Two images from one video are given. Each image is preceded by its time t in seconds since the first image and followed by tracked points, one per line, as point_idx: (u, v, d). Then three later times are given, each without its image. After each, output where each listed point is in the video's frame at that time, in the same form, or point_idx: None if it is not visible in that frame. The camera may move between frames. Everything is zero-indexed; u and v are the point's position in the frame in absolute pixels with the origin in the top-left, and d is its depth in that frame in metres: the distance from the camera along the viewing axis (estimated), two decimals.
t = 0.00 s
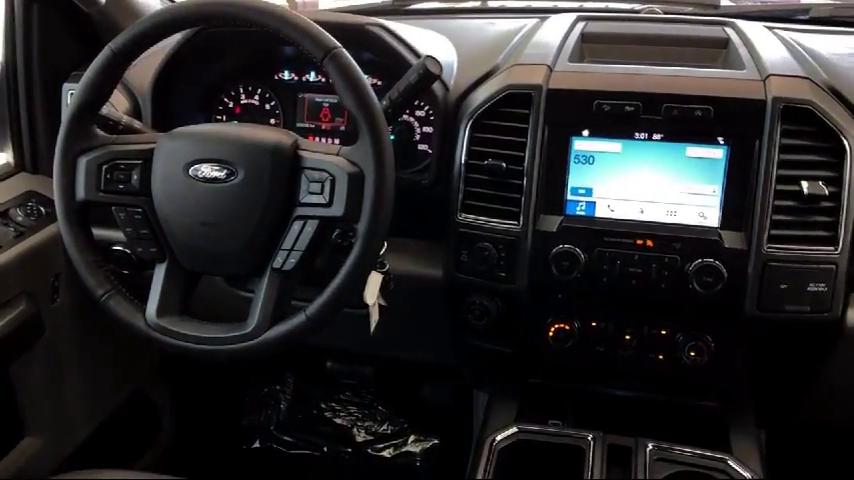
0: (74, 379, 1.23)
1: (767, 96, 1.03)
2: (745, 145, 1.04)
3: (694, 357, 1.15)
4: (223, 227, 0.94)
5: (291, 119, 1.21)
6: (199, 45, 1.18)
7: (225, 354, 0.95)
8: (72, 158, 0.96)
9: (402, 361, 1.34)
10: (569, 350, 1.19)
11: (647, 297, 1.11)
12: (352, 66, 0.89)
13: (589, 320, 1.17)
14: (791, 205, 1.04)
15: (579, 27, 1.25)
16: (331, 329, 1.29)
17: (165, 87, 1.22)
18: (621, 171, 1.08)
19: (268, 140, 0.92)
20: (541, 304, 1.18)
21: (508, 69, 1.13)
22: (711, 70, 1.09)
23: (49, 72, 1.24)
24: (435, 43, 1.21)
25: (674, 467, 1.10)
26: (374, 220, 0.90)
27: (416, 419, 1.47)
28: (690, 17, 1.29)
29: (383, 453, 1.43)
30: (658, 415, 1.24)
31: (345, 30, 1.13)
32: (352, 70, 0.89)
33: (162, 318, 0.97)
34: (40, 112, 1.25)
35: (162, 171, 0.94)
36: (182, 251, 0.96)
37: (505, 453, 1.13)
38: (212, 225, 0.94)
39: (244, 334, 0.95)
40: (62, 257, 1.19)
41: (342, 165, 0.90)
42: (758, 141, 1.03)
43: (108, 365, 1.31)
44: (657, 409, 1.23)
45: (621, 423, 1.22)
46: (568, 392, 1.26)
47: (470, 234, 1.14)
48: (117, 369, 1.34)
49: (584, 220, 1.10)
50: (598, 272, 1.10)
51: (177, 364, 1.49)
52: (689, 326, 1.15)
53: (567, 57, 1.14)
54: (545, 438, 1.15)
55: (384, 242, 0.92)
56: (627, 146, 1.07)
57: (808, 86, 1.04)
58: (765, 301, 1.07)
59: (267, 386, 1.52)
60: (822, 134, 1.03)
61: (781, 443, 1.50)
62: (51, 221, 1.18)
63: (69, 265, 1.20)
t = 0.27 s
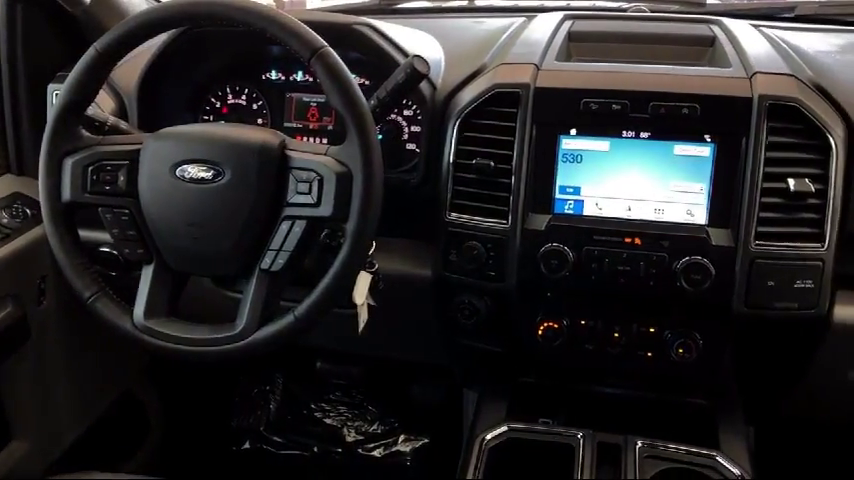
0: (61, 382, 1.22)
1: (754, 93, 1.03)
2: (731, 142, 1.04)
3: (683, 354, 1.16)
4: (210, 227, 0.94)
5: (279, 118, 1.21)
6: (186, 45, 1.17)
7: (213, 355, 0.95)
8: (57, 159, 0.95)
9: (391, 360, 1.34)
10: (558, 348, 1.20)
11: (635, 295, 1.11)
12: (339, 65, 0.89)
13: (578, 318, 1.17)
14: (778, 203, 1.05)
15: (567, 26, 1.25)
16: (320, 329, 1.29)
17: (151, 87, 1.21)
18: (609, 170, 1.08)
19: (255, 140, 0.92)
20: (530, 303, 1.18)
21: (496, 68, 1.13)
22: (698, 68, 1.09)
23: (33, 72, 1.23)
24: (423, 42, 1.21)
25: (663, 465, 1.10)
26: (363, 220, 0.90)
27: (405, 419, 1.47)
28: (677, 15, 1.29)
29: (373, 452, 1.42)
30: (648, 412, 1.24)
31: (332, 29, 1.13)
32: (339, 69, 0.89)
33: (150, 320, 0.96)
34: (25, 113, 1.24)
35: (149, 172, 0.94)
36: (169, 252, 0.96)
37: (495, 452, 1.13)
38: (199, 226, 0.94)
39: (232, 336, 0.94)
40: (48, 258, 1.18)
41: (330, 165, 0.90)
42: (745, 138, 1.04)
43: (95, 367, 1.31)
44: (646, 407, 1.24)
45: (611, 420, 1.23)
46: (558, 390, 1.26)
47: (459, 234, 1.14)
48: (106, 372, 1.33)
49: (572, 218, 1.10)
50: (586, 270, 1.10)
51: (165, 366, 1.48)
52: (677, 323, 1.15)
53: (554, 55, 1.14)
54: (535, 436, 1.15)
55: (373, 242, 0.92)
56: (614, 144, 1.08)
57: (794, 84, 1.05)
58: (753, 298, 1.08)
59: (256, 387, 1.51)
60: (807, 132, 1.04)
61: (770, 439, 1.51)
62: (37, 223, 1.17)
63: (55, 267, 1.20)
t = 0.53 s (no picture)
0: (46, 385, 1.21)
1: (739, 91, 1.03)
2: (717, 140, 1.05)
3: (670, 352, 1.16)
4: (196, 229, 0.93)
5: (264, 117, 1.20)
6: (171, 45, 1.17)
7: (200, 357, 0.94)
8: (41, 161, 0.95)
9: (379, 360, 1.33)
10: (547, 347, 1.20)
11: (623, 293, 1.11)
12: (325, 65, 0.88)
13: (566, 316, 1.17)
14: (765, 200, 1.05)
15: (553, 24, 1.25)
16: (308, 329, 1.28)
17: (136, 87, 1.20)
18: (596, 168, 1.09)
19: (241, 140, 0.91)
20: (518, 301, 1.18)
21: (482, 67, 1.13)
22: (684, 66, 1.09)
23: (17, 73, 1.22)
24: (410, 40, 1.20)
25: (651, 463, 1.11)
26: (349, 220, 0.90)
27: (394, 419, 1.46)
28: (663, 13, 1.29)
29: (362, 453, 1.42)
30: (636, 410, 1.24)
31: (318, 29, 1.13)
32: (325, 69, 0.89)
33: (135, 322, 0.95)
34: (8, 114, 1.23)
35: (133, 173, 0.93)
36: (155, 254, 0.95)
37: (484, 451, 1.14)
38: (185, 227, 0.93)
39: (220, 338, 0.94)
40: (32, 261, 1.17)
41: (316, 165, 0.90)
42: (731, 136, 1.04)
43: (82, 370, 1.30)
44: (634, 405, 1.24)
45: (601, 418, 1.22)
46: (546, 388, 1.26)
47: (446, 233, 1.13)
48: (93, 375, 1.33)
49: (560, 216, 1.10)
50: (574, 268, 1.10)
51: (153, 368, 1.47)
52: (665, 321, 1.15)
53: (541, 54, 1.14)
54: (524, 435, 1.15)
55: (360, 242, 0.92)
56: (601, 143, 1.08)
57: (780, 81, 1.05)
58: (740, 295, 1.08)
59: (245, 388, 1.52)
60: (793, 129, 1.04)
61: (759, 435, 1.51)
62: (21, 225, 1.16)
63: (40, 269, 1.19)
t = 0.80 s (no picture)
0: (33, 388, 1.21)
1: (724, 90, 1.04)
2: (703, 138, 1.05)
3: (658, 349, 1.16)
4: (181, 230, 0.93)
5: (251, 119, 1.20)
6: (155, 46, 1.16)
7: (186, 360, 0.94)
8: (24, 163, 0.94)
9: (368, 360, 1.33)
10: (535, 345, 1.20)
11: (611, 292, 1.12)
12: (310, 65, 0.88)
13: (554, 314, 1.18)
14: (750, 198, 1.05)
15: (539, 24, 1.25)
16: (296, 330, 1.28)
17: (120, 88, 1.20)
18: (582, 167, 1.09)
19: (226, 142, 0.91)
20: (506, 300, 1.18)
21: (468, 66, 1.13)
22: (669, 64, 1.10)
23: None
24: (395, 39, 1.20)
25: (639, 460, 1.11)
26: (336, 220, 0.90)
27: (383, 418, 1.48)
28: (648, 12, 1.30)
29: (352, 453, 1.43)
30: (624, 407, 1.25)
31: (302, 29, 1.12)
32: (310, 69, 0.89)
33: (122, 325, 0.95)
34: None
35: (118, 175, 0.93)
36: (141, 256, 0.95)
37: (473, 451, 1.14)
38: (171, 229, 0.93)
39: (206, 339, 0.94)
40: (17, 263, 1.16)
41: (302, 166, 0.90)
42: (716, 135, 1.04)
43: (69, 373, 1.29)
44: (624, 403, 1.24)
45: (590, 416, 1.22)
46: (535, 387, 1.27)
47: (434, 233, 1.13)
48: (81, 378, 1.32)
49: (546, 215, 1.10)
50: (561, 267, 1.11)
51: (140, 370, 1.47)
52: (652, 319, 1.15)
53: (527, 53, 1.14)
54: (513, 434, 1.15)
55: (347, 242, 0.92)
56: (587, 142, 1.08)
57: (764, 79, 1.05)
58: (726, 292, 1.08)
59: (235, 390, 1.51)
60: (777, 127, 1.04)
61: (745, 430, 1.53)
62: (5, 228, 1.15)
63: (25, 272, 1.18)
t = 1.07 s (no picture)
0: (17, 393, 1.19)
1: (707, 88, 1.04)
2: (686, 136, 1.05)
3: (643, 346, 1.17)
4: (164, 233, 0.93)
5: (234, 119, 1.19)
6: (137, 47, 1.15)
7: (170, 363, 0.93)
8: (4, 166, 0.93)
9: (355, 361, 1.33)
10: (521, 344, 1.20)
11: (596, 290, 1.12)
12: (293, 65, 0.88)
13: (540, 313, 1.18)
14: (733, 195, 1.06)
15: (523, 22, 1.25)
16: (282, 331, 1.27)
17: (102, 90, 1.19)
18: (567, 166, 1.09)
19: (208, 143, 0.91)
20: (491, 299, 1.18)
21: (452, 65, 1.13)
22: (652, 62, 1.10)
23: None
24: (379, 38, 1.20)
25: (625, 458, 1.12)
26: (320, 221, 0.90)
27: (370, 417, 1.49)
28: (631, 10, 1.30)
29: (340, 454, 1.44)
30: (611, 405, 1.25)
31: (285, 29, 1.12)
32: (292, 69, 0.88)
33: (105, 329, 0.95)
34: None
35: (100, 177, 0.92)
36: (123, 259, 0.95)
37: (459, 450, 1.14)
38: (154, 231, 0.93)
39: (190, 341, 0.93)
40: None
41: (285, 166, 0.90)
42: (700, 133, 1.05)
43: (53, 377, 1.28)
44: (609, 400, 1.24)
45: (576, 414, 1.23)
46: (522, 386, 1.27)
47: (420, 232, 1.13)
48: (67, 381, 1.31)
49: (531, 214, 1.10)
50: (546, 266, 1.11)
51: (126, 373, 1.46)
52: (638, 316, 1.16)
53: (510, 52, 1.14)
54: (499, 433, 1.15)
55: (331, 243, 0.92)
56: (571, 141, 1.08)
57: (746, 77, 1.06)
58: (711, 289, 1.09)
59: (221, 392, 1.50)
60: (760, 124, 1.05)
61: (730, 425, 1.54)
62: None
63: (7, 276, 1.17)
